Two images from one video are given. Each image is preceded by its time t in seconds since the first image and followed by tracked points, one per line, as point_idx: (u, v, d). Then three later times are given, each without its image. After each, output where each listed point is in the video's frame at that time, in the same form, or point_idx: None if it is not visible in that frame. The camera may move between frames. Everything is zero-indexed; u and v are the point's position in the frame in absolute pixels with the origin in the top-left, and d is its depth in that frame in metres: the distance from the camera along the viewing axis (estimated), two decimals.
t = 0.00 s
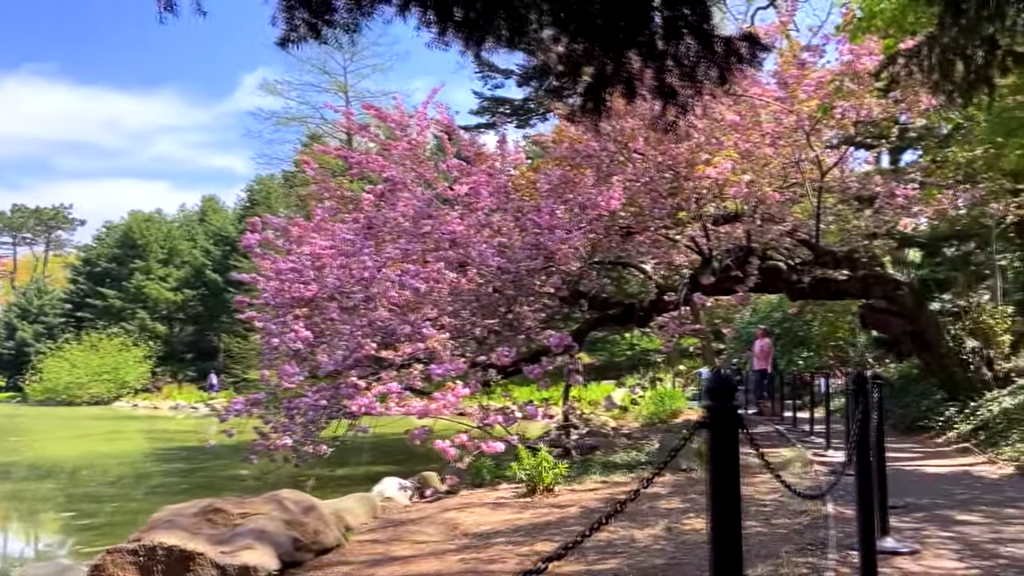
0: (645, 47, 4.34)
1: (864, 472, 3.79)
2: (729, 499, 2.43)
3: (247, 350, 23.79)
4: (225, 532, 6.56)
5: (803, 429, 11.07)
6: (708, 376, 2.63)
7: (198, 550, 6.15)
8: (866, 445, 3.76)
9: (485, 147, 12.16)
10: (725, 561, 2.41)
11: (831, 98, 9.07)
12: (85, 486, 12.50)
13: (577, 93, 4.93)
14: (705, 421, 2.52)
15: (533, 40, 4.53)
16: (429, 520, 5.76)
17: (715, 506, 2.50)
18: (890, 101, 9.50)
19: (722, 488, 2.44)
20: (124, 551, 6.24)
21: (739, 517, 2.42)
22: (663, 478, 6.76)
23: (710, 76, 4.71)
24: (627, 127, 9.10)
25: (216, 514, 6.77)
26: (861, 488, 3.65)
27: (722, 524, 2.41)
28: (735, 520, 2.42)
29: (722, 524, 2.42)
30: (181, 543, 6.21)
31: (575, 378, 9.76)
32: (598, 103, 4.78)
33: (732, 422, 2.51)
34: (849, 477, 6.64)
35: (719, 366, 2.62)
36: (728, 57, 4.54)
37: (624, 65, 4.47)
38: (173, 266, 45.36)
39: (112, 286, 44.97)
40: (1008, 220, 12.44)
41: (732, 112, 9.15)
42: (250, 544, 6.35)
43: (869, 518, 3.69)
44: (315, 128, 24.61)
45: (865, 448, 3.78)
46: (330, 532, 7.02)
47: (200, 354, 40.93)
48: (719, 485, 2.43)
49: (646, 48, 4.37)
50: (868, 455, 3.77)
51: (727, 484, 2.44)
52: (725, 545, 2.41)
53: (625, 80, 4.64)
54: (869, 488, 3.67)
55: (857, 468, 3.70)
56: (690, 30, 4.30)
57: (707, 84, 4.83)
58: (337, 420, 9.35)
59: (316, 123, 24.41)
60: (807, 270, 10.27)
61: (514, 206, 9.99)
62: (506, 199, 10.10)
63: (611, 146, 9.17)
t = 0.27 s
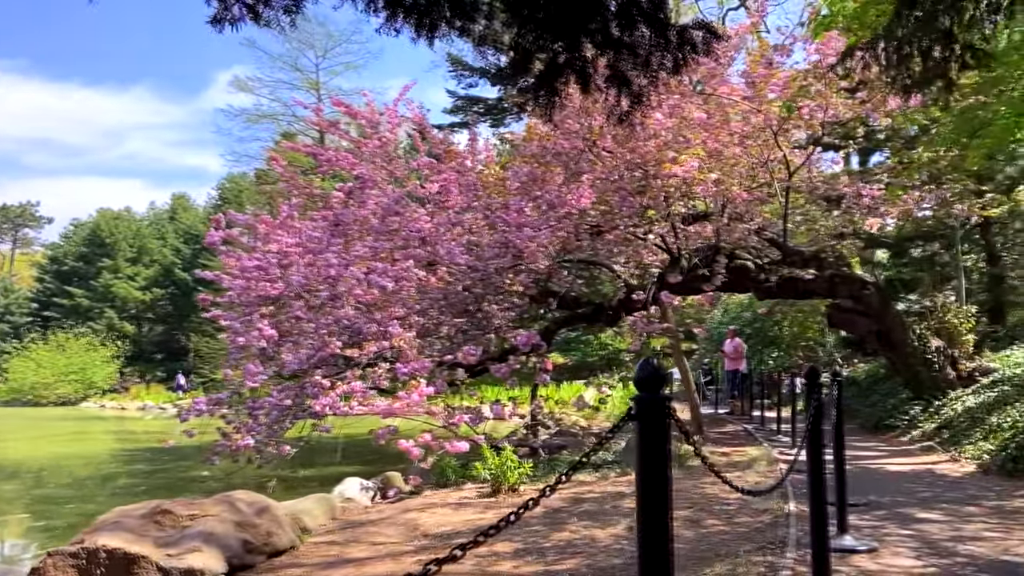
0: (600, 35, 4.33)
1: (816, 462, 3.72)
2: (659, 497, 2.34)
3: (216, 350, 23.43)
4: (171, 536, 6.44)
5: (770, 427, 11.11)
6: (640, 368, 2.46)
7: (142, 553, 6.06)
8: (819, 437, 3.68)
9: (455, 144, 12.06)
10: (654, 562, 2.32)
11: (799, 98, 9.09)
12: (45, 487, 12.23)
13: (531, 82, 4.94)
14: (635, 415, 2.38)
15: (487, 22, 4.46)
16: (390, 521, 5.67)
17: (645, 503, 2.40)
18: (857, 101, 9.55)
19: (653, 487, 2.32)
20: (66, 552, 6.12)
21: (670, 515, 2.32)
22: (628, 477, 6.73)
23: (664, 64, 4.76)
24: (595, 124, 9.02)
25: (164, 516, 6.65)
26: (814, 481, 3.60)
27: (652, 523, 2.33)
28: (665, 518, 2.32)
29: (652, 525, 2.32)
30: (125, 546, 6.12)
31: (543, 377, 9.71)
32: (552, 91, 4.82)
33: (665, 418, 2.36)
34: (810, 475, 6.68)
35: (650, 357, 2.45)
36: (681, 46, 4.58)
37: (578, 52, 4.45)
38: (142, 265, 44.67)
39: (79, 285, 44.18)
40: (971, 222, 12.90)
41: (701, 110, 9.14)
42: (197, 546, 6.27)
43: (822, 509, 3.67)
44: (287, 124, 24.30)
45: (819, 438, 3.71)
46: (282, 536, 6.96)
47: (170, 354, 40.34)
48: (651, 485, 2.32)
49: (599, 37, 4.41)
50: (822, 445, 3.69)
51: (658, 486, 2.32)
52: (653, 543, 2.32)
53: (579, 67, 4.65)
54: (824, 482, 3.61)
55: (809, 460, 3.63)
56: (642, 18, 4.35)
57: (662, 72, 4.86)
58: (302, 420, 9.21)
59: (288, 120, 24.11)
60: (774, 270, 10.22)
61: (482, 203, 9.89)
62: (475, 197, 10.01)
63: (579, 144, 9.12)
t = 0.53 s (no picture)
0: (556, 19, 4.37)
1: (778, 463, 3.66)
2: (594, 491, 2.27)
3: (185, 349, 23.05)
4: (118, 539, 6.25)
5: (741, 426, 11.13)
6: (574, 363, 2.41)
7: (85, 557, 5.89)
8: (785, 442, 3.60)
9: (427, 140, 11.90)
10: (588, 560, 2.26)
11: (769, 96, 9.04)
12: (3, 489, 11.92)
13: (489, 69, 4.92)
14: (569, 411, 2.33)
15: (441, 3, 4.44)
16: (352, 524, 5.54)
17: (580, 503, 2.36)
18: (828, 100, 9.54)
19: (586, 485, 2.28)
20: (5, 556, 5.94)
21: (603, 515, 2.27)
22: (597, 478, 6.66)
23: (623, 52, 4.77)
24: (566, 120, 8.91)
25: (112, 519, 6.47)
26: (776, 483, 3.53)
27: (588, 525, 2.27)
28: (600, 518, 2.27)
29: (585, 522, 2.26)
30: (67, 550, 5.94)
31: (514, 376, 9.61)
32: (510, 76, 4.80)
33: (597, 412, 2.32)
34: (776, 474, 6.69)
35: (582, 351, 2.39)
36: (640, 33, 4.60)
37: (535, 36, 4.44)
38: (111, 263, 43.96)
39: (46, 283, 43.37)
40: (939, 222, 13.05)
41: (673, 107, 9.07)
42: (142, 550, 6.08)
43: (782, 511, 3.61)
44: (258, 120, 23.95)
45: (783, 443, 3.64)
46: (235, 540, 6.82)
47: (140, 354, 39.74)
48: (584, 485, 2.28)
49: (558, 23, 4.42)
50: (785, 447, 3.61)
51: (591, 481, 2.26)
52: (588, 543, 2.27)
53: (535, 52, 4.66)
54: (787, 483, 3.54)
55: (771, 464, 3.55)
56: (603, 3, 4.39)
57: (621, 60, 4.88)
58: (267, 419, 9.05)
59: (258, 115, 23.77)
60: (746, 269, 10.30)
61: (452, 199, 9.75)
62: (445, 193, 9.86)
63: (550, 141, 8.99)
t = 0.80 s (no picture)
0: (510, 0, 4.29)
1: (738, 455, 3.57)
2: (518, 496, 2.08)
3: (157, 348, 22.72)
4: (61, 542, 6.19)
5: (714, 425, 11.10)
6: (501, 348, 2.17)
7: (24, 561, 5.67)
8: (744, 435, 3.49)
9: (400, 136, 11.74)
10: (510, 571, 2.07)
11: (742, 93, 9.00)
12: None
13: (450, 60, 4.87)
14: (494, 402, 2.11)
15: None
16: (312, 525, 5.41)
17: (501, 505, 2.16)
18: (801, 99, 9.52)
19: (513, 485, 2.07)
20: None
21: (531, 516, 2.08)
22: (566, 477, 6.57)
23: (581, 35, 4.69)
24: (539, 115, 8.79)
25: (54, 522, 6.34)
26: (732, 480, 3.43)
27: (514, 527, 2.07)
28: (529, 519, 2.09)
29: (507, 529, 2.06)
30: (6, 552, 5.70)
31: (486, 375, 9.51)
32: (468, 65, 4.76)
33: (527, 405, 2.12)
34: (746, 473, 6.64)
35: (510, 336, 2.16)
36: (601, 16, 4.53)
37: (493, 21, 4.38)
38: (83, 261, 43.30)
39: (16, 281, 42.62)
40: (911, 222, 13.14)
41: (646, 103, 8.99)
42: (85, 555, 6.02)
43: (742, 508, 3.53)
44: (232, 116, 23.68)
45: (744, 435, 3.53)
46: (188, 543, 6.74)
47: (112, 354, 39.16)
48: (512, 485, 2.07)
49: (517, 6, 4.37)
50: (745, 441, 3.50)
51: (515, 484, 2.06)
52: (513, 545, 2.08)
53: (494, 39, 4.59)
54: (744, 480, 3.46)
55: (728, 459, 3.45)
56: None
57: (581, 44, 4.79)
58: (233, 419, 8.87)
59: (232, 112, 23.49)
60: (718, 268, 10.18)
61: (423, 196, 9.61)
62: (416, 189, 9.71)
63: (522, 137, 8.88)
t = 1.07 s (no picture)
0: None
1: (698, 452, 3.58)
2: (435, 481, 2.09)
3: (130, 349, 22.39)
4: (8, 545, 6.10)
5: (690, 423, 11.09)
6: (411, 338, 2.16)
7: None
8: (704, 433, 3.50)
9: (375, 133, 11.47)
10: (424, 558, 2.07)
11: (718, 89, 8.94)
12: None
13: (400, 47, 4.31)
14: (407, 389, 2.11)
15: None
16: (276, 526, 5.28)
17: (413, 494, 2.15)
18: (777, 96, 9.48)
19: (424, 475, 2.08)
20: None
21: (443, 505, 2.10)
22: (538, 477, 6.47)
23: (543, 17, 4.20)
24: (513, 111, 8.67)
25: None
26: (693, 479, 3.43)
27: (426, 515, 2.09)
28: (441, 507, 2.10)
29: (422, 514, 2.07)
30: None
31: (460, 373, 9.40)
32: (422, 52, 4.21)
33: (440, 395, 2.13)
34: (719, 472, 6.60)
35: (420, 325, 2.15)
36: None
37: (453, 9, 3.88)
38: (57, 260, 42.67)
39: None
40: (886, 221, 13.26)
41: (621, 100, 8.94)
42: (30, 558, 5.78)
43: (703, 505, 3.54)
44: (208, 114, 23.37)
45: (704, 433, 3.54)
46: (139, 547, 6.31)
47: (87, 353, 38.67)
48: (424, 474, 2.08)
49: None
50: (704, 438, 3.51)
51: (432, 470, 2.08)
52: (424, 535, 2.09)
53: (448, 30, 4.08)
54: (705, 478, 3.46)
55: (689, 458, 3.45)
56: None
57: (541, 28, 4.31)
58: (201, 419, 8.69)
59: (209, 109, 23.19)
60: (695, 266, 10.22)
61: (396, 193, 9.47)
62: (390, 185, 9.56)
63: (496, 133, 8.76)
